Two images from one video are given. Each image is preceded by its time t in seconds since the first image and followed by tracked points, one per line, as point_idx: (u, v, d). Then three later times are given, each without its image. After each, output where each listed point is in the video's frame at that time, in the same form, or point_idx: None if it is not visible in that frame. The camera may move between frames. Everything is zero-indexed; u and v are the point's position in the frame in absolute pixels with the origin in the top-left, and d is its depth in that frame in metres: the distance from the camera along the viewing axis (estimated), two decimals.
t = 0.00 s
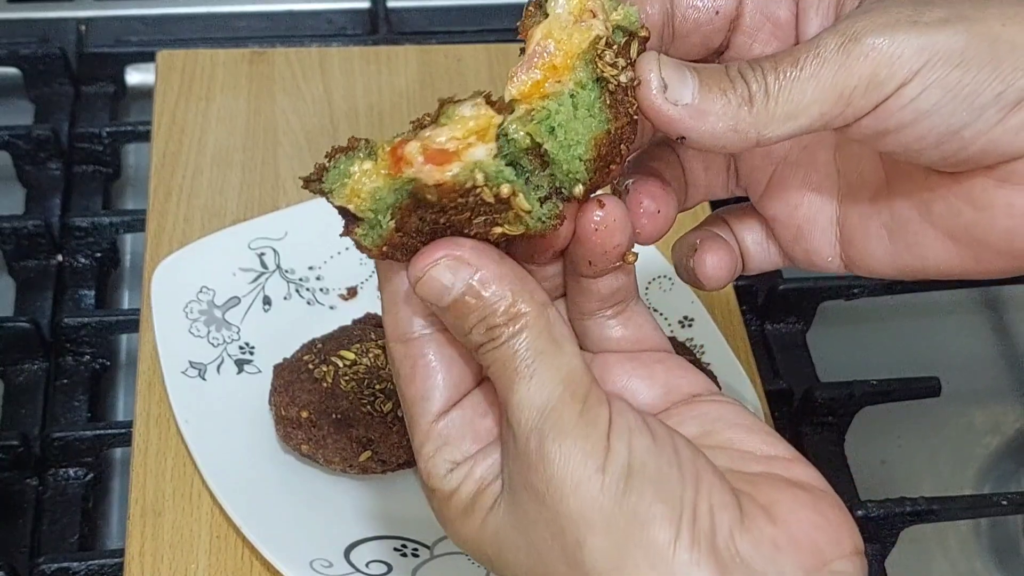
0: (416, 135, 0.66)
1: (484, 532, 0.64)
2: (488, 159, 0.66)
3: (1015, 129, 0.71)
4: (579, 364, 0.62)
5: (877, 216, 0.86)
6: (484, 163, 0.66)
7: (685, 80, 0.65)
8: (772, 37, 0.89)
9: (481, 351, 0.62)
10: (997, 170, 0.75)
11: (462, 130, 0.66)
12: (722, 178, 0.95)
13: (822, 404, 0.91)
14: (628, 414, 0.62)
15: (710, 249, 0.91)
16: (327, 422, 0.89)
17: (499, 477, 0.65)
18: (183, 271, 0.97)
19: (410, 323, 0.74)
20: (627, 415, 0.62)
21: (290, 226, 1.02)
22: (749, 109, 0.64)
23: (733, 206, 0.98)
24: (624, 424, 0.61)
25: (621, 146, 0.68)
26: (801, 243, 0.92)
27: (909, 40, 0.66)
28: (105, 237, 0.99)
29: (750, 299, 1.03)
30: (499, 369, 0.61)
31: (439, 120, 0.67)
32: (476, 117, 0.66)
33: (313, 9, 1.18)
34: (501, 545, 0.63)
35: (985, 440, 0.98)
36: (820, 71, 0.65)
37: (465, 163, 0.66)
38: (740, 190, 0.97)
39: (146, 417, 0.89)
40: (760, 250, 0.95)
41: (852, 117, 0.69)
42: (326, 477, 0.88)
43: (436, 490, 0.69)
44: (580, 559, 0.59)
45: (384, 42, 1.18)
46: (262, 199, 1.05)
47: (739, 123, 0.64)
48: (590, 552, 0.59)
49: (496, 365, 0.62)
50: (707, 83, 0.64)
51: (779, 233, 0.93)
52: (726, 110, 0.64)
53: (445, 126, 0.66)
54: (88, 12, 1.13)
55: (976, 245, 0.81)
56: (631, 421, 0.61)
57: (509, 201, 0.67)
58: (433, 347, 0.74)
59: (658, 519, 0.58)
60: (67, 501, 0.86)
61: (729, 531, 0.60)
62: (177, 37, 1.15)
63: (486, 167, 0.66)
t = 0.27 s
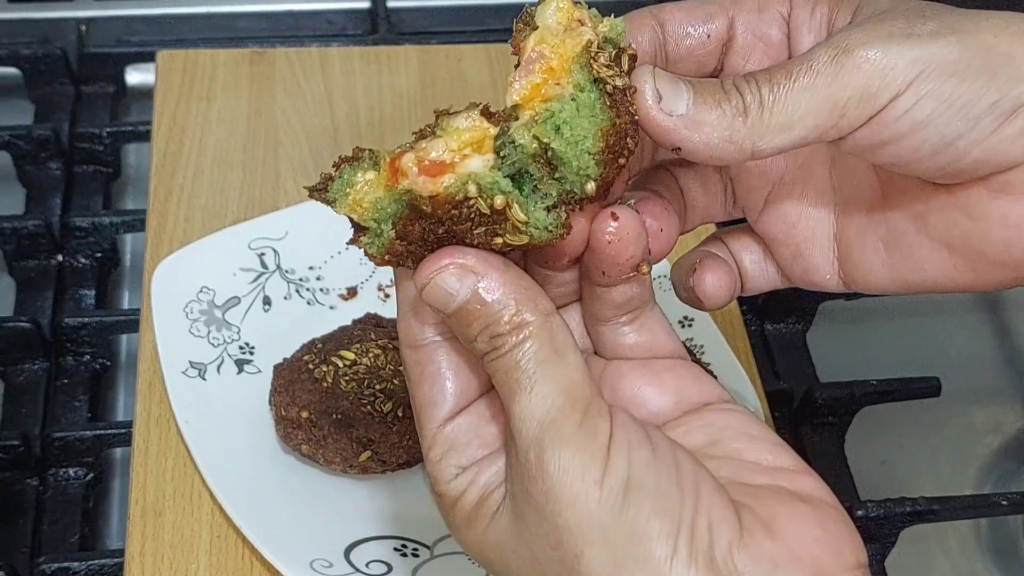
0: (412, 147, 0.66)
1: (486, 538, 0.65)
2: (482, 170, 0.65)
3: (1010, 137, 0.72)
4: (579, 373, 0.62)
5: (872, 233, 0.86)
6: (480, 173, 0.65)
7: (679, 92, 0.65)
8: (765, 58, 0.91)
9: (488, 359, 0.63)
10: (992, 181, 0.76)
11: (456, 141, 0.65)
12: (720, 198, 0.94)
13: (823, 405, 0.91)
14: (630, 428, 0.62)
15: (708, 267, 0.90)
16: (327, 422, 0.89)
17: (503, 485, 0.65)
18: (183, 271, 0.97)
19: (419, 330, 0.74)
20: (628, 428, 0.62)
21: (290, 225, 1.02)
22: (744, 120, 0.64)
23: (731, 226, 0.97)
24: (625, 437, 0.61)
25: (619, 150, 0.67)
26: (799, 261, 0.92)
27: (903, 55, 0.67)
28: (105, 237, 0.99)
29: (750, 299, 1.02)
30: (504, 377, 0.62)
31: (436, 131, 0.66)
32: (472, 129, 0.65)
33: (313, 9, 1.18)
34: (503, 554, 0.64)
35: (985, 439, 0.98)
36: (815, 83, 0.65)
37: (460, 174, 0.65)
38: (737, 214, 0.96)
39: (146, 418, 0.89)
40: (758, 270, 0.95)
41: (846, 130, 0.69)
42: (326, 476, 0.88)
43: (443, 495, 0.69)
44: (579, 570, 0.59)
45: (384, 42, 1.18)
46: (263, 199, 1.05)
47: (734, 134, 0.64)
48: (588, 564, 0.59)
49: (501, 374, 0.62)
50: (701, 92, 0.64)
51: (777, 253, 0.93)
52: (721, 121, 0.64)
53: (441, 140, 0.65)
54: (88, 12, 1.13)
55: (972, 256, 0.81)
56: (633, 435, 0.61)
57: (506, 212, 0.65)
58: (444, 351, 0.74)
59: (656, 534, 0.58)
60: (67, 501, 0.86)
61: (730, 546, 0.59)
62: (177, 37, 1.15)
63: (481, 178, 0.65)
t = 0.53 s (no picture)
0: (409, 159, 0.66)
1: (497, 533, 0.65)
2: (476, 179, 0.65)
3: (1013, 125, 0.72)
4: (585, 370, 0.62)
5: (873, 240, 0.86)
6: (473, 182, 0.65)
7: (683, 89, 0.64)
8: (764, 60, 0.90)
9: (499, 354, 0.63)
10: (995, 169, 0.76)
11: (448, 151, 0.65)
12: (718, 203, 0.93)
13: (823, 404, 0.91)
14: (638, 429, 0.62)
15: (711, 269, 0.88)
16: (327, 422, 0.89)
17: (511, 480, 0.65)
18: (183, 271, 0.97)
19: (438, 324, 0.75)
20: (636, 429, 0.62)
21: (290, 225, 1.02)
22: (747, 117, 0.64)
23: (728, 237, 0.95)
24: (632, 438, 0.61)
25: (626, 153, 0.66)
26: (798, 266, 0.91)
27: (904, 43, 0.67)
28: (105, 237, 0.99)
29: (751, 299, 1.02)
30: (514, 375, 0.62)
31: (428, 142, 0.66)
32: (461, 137, 0.66)
33: (313, 9, 1.19)
34: (512, 554, 0.64)
35: (985, 438, 0.98)
36: (817, 80, 0.65)
37: (455, 183, 0.65)
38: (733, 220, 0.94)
39: (146, 418, 0.89)
40: (757, 278, 0.93)
41: (847, 125, 0.69)
42: (326, 477, 0.89)
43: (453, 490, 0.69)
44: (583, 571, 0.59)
45: (384, 41, 1.19)
46: (263, 199, 1.05)
47: (737, 132, 0.64)
48: (592, 565, 0.59)
49: (511, 370, 0.62)
50: (705, 91, 0.64)
51: (777, 260, 0.91)
52: (724, 118, 0.64)
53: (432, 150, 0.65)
54: (88, 12, 1.13)
55: (979, 252, 0.81)
56: (640, 436, 0.61)
57: (502, 220, 0.65)
58: (459, 348, 0.75)
59: (661, 536, 0.58)
60: (67, 501, 0.86)
61: (735, 550, 0.59)
62: (177, 37, 1.15)
63: (475, 186, 0.64)
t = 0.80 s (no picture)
0: (416, 145, 0.65)
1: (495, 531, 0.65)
2: (480, 169, 0.64)
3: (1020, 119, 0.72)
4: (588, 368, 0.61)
5: (878, 236, 0.86)
6: (478, 172, 0.64)
7: (688, 82, 0.65)
8: (764, 57, 0.90)
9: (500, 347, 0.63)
10: (1000, 165, 0.76)
11: (457, 138, 0.65)
12: (720, 205, 0.93)
13: (823, 404, 0.92)
14: (639, 429, 0.62)
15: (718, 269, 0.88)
16: (327, 421, 0.89)
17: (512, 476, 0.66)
18: (183, 270, 0.97)
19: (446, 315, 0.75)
20: (638, 429, 0.61)
21: (290, 225, 1.02)
22: (752, 110, 0.64)
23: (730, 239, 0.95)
24: (634, 440, 0.60)
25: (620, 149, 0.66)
26: (802, 264, 0.90)
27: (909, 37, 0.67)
28: (105, 236, 0.99)
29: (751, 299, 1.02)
30: (515, 372, 0.62)
31: (433, 131, 0.66)
32: (466, 126, 0.65)
33: (313, 9, 1.19)
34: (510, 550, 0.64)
35: (985, 438, 0.98)
36: (822, 73, 0.65)
37: (460, 173, 0.64)
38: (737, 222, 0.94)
39: (146, 417, 0.89)
40: (761, 279, 0.93)
41: (853, 118, 0.69)
42: (325, 477, 0.89)
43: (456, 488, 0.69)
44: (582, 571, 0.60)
45: (384, 41, 1.19)
46: (263, 198, 1.05)
47: (741, 124, 0.64)
48: (591, 566, 0.59)
49: (513, 368, 0.62)
50: (709, 85, 0.65)
51: (781, 259, 0.91)
52: (728, 111, 0.64)
53: (438, 138, 0.65)
54: (88, 12, 1.13)
55: (983, 246, 0.81)
56: (642, 437, 0.61)
57: (507, 211, 0.64)
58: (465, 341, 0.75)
59: (660, 540, 0.58)
60: (67, 501, 0.86)
61: (734, 553, 0.59)
62: (177, 37, 1.15)
63: (480, 176, 0.64)
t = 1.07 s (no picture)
0: (428, 140, 0.65)
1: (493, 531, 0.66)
2: (495, 166, 0.64)
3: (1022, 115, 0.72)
4: (587, 371, 0.62)
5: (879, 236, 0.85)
6: (494, 168, 0.64)
7: (689, 75, 0.65)
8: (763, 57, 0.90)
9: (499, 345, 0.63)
10: (1003, 159, 0.77)
11: (469, 134, 0.64)
12: (720, 211, 0.94)
13: (822, 405, 0.92)
14: (637, 440, 0.61)
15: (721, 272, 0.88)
16: (327, 422, 0.89)
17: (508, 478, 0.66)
18: (183, 270, 0.97)
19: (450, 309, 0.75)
20: (636, 440, 0.61)
21: (290, 225, 1.02)
22: (753, 104, 0.64)
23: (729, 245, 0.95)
24: (631, 451, 0.60)
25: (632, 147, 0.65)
26: (802, 267, 0.90)
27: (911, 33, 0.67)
28: (105, 236, 0.99)
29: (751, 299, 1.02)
30: (513, 376, 0.62)
31: (447, 125, 0.66)
32: (482, 122, 0.65)
33: (313, 9, 1.19)
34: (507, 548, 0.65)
35: (985, 439, 0.98)
36: (822, 69, 0.65)
37: (474, 168, 0.64)
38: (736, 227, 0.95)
39: (146, 417, 0.89)
40: (759, 284, 0.93)
41: (856, 113, 0.69)
42: (326, 477, 0.89)
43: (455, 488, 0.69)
44: None
45: (384, 42, 1.19)
46: (262, 198, 1.05)
47: (742, 118, 0.64)
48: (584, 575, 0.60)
49: (512, 369, 0.62)
50: (710, 79, 0.65)
51: (779, 263, 0.92)
52: (730, 104, 0.64)
53: (453, 134, 0.65)
54: (88, 12, 1.13)
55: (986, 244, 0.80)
56: (639, 448, 0.61)
57: (521, 208, 0.64)
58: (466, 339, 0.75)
59: (652, 554, 0.59)
60: (67, 501, 0.86)
61: (728, 567, 0.59)
62: (177, 37, 1.15)
63: (495, 172, 0.64)
